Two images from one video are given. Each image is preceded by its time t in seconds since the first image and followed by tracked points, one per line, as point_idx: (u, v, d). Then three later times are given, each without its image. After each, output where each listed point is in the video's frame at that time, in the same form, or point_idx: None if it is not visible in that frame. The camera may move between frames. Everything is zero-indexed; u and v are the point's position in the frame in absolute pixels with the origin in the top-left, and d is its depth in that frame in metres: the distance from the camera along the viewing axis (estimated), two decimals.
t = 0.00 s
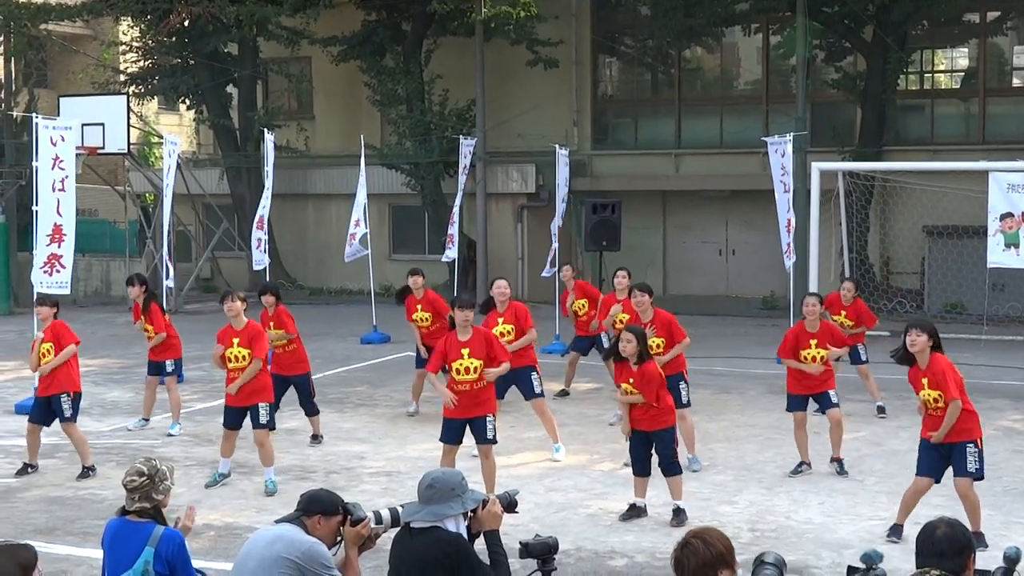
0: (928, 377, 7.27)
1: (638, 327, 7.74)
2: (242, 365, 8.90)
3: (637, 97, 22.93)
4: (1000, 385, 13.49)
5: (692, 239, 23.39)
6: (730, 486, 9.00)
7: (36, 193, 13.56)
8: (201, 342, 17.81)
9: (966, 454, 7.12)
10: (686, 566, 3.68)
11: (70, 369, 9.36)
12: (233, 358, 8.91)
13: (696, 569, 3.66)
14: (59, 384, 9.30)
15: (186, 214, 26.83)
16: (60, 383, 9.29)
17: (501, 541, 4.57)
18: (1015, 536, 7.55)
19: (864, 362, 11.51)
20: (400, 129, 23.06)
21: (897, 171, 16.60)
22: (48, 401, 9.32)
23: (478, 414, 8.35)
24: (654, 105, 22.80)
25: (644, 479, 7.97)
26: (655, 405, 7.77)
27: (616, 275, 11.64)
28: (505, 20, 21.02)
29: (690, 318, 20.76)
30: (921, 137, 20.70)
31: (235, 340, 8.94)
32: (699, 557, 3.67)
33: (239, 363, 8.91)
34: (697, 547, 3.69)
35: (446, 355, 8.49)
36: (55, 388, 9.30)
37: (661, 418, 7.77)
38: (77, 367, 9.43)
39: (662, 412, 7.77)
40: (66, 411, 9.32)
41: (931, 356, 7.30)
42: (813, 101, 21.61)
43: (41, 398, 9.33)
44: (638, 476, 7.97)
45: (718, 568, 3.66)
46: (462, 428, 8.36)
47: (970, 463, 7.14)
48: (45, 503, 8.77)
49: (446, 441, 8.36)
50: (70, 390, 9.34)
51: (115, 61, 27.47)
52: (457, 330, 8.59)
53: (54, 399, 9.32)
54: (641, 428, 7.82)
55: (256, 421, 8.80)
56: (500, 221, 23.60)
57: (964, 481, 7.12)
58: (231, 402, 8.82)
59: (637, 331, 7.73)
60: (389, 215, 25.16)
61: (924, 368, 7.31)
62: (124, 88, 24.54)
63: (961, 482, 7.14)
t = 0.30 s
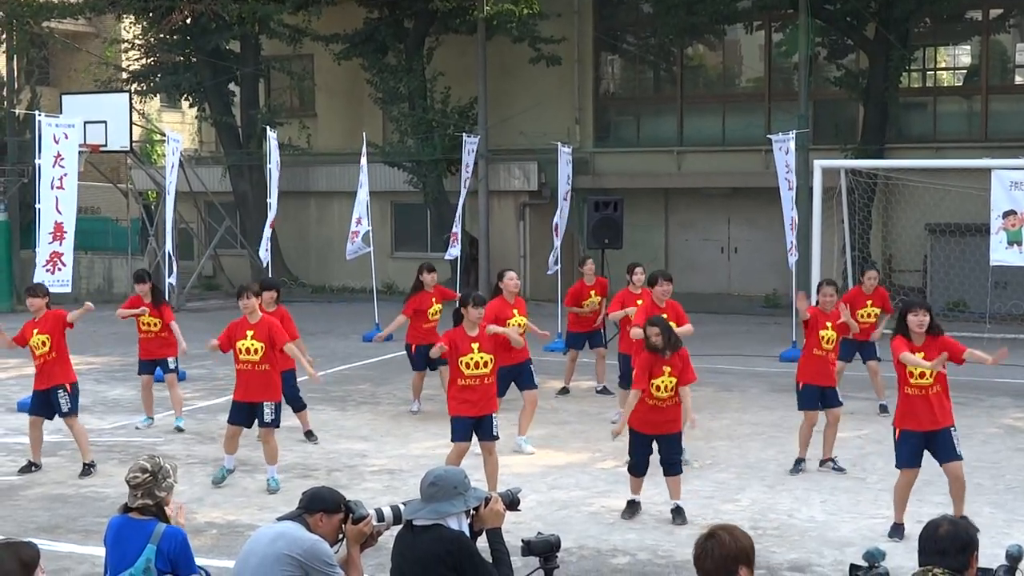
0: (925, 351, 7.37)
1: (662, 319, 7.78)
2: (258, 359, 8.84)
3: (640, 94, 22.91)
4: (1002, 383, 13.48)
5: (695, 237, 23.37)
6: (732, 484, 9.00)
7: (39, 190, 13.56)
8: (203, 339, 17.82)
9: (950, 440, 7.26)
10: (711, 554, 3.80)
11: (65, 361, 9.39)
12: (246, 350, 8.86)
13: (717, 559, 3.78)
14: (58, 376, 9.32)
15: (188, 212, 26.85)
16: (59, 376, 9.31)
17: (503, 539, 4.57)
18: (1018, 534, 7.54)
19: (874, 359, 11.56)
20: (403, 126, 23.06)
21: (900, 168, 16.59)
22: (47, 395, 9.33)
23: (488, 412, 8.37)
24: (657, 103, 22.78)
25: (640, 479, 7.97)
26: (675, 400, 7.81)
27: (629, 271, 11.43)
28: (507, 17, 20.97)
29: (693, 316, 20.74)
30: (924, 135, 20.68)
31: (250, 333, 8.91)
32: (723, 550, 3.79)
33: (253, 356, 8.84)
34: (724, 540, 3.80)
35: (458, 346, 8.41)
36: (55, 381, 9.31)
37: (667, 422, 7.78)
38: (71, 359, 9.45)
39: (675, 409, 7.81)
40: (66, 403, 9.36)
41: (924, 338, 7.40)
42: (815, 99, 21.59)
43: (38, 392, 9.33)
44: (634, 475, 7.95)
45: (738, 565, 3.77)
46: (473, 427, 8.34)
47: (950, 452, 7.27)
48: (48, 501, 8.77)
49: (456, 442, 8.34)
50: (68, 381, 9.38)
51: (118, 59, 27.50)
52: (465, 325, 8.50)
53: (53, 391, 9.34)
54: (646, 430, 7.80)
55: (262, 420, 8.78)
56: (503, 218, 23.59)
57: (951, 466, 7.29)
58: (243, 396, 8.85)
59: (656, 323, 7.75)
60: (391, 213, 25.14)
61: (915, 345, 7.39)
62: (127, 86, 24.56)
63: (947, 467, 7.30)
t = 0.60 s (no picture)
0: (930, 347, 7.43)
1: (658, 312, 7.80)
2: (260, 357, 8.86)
3: (642, 93, 22.89)
4: (1002, 382, 13.48)
5: (696, 236, 23.35)
6: (733, 482, 9.00)
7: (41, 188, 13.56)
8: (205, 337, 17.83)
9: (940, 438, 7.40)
10: (724, 548, 3.87)
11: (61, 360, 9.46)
12: (251, 347, 8.84)
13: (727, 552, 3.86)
14: (54, 374, 9.38)
15: (190, 211, 26.86)
16: (56, 373, 9.38)
17: (505, 537, 4.58)
18: (1019, 533, 7.54)
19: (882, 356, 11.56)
20: (404, 125, 23.04)
21: (901, 167, 16.59)
22: (39, 391, 9.35)
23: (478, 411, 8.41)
24: (658, 102, 22.77)
25: (637, 485, 7.90)
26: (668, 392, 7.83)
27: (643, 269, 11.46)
28: (509, 16, 20.94)
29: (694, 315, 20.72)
30: (925, 133, 20.67)
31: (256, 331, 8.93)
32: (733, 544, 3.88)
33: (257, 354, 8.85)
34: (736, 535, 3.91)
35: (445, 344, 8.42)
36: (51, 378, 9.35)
37: (665, 416, 7.76)
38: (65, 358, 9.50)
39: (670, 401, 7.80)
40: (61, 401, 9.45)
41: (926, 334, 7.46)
42: (817, 97, 21.58)
43: (32, 387, 9.31)
44: (629, 480, 7.89)
45: (747, 563, 3.85)
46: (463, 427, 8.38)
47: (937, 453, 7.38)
48: (50, 499, 8.78)
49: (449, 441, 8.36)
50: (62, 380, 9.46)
51: (119, 57, 27.51)
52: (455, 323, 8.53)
53: (49, 388, 9.38)
54: (643, 424, 7.78)
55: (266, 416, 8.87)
56: (504, 217, 23.59)
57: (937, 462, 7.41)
58: (240, 393, 8.80)
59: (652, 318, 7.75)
60: (392, 212, 25.14)
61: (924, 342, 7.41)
62: (128, 85, 24.55)
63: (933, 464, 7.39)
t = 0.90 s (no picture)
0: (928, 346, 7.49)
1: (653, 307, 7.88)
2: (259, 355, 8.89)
3: (643, 92, 22.89)
4: (1003, 380, 13.48)
5: (697, 234, 23.34)
6: (734, 481, 9.00)
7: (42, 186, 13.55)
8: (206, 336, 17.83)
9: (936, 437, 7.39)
10: (717, 546, 3.87)
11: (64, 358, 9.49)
12: (250, 344, 8.86)
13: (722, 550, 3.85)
14: (59, 372, 9.40)
15: (191, 210, 26.87)
16: (61, 371, 9.41)
17: (506, 536, 4.56)
18: (1020, 531, 7.54)
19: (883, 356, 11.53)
20: (405, 123, 23.02)
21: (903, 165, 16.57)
22: (43, 389, 9.35)
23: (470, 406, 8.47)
24: (659, 101, 22.76)
25: (633, 482, 7.89)
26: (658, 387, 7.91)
27: (652, 267, 11.52)
28: (509, 14, 20.91)
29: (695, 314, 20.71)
30: (926, 131, 20.67)
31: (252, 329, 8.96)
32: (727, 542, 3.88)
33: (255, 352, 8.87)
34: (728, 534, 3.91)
35: (448, 337, 8.50)
36: (56, 377, 9.38)
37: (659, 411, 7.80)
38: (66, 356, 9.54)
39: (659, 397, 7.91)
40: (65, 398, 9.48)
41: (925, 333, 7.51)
42: (818, 96, 21.59)
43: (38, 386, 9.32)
44: (626, 478, 7.86)
45: (742, 560, 3.85)
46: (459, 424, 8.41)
47: (938, 449, 7.35)
48: (50, 499, 8.78)
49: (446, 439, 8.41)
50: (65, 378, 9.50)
51: (120, 56, 27.49)
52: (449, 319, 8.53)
53: (54, 387, 9.41)
54: (640, 421, 7.77)
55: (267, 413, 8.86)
56: (505, 216, 23.60)
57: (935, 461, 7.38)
58: (236, 389, 8.80)
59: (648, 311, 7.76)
60: (393, 210, 25.15)
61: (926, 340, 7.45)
62: (129, 84, 24.54)
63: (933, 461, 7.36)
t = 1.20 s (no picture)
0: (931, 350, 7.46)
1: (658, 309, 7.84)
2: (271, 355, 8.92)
3: (644, 92, 22.88)
4: (1005, 380, 13.48)
5: (698, 234, 23.34)
6: (736, 481, 9.00)
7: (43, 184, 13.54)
8: (207, 336, 17.84)
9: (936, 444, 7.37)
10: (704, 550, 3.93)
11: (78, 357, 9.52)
12: (265, 346, 8.86)
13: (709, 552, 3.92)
14: (75, 371, 9.43)
15: (192, 209, 26.88)
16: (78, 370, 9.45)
17: (508, 536, 4.56)
18: (1021, 531, 7.54)
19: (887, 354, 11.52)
20: (407, 123, 22.98)
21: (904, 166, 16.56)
22: (61, 387, 9.39)
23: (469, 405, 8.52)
24: (661, 101, 22.75)
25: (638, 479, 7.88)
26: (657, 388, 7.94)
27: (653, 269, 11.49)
28: (511, 14, 20.90)
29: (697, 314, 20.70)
30: (927, 131, 20.66)
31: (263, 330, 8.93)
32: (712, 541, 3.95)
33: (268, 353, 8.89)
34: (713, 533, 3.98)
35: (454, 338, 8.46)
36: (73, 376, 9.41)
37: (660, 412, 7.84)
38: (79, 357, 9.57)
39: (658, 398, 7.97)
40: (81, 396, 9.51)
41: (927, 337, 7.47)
42: (819, 96, 21.60)
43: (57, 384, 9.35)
44: (634, 476, 7.85)
45: (732, 557, 3.92)
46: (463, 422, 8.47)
47: (938, 455, 7.38)
48: (52, 498, 8.78)
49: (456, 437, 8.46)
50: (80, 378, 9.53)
51: (121, 55, 27.50)
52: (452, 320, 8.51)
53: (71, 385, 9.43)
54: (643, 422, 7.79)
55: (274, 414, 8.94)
56: (506, 216, 23.59)
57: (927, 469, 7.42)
58: (250, 392, 8.81)
59: (653, 312, 7.76)
60: (395, 210, 25.17)
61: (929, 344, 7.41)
62: (130, 84, 24.54)
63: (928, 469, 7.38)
